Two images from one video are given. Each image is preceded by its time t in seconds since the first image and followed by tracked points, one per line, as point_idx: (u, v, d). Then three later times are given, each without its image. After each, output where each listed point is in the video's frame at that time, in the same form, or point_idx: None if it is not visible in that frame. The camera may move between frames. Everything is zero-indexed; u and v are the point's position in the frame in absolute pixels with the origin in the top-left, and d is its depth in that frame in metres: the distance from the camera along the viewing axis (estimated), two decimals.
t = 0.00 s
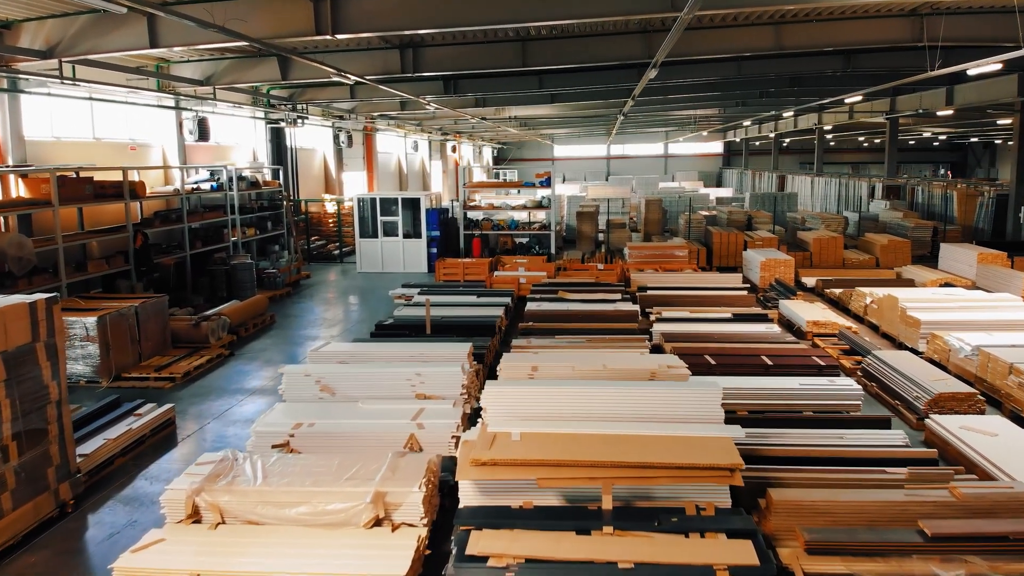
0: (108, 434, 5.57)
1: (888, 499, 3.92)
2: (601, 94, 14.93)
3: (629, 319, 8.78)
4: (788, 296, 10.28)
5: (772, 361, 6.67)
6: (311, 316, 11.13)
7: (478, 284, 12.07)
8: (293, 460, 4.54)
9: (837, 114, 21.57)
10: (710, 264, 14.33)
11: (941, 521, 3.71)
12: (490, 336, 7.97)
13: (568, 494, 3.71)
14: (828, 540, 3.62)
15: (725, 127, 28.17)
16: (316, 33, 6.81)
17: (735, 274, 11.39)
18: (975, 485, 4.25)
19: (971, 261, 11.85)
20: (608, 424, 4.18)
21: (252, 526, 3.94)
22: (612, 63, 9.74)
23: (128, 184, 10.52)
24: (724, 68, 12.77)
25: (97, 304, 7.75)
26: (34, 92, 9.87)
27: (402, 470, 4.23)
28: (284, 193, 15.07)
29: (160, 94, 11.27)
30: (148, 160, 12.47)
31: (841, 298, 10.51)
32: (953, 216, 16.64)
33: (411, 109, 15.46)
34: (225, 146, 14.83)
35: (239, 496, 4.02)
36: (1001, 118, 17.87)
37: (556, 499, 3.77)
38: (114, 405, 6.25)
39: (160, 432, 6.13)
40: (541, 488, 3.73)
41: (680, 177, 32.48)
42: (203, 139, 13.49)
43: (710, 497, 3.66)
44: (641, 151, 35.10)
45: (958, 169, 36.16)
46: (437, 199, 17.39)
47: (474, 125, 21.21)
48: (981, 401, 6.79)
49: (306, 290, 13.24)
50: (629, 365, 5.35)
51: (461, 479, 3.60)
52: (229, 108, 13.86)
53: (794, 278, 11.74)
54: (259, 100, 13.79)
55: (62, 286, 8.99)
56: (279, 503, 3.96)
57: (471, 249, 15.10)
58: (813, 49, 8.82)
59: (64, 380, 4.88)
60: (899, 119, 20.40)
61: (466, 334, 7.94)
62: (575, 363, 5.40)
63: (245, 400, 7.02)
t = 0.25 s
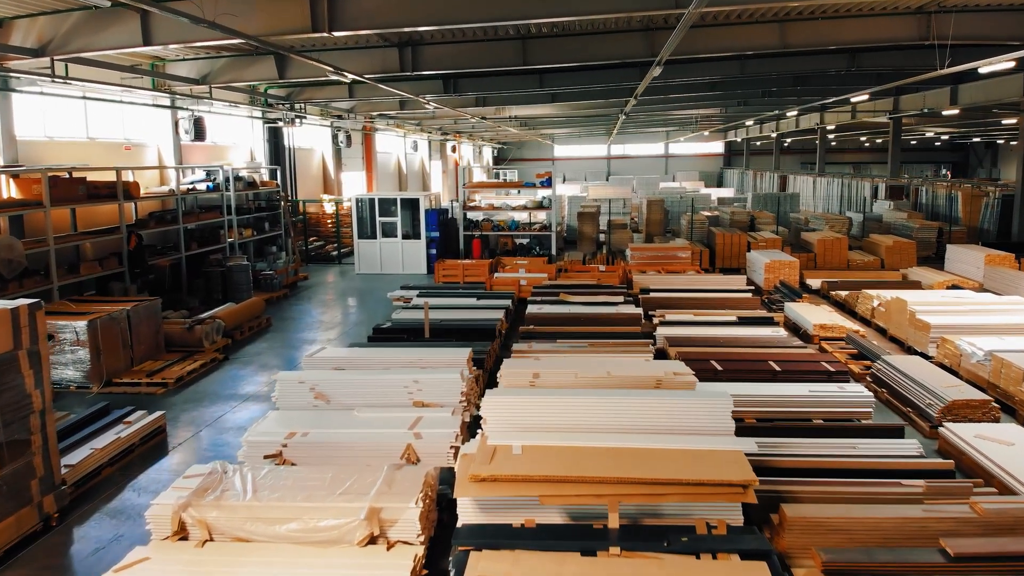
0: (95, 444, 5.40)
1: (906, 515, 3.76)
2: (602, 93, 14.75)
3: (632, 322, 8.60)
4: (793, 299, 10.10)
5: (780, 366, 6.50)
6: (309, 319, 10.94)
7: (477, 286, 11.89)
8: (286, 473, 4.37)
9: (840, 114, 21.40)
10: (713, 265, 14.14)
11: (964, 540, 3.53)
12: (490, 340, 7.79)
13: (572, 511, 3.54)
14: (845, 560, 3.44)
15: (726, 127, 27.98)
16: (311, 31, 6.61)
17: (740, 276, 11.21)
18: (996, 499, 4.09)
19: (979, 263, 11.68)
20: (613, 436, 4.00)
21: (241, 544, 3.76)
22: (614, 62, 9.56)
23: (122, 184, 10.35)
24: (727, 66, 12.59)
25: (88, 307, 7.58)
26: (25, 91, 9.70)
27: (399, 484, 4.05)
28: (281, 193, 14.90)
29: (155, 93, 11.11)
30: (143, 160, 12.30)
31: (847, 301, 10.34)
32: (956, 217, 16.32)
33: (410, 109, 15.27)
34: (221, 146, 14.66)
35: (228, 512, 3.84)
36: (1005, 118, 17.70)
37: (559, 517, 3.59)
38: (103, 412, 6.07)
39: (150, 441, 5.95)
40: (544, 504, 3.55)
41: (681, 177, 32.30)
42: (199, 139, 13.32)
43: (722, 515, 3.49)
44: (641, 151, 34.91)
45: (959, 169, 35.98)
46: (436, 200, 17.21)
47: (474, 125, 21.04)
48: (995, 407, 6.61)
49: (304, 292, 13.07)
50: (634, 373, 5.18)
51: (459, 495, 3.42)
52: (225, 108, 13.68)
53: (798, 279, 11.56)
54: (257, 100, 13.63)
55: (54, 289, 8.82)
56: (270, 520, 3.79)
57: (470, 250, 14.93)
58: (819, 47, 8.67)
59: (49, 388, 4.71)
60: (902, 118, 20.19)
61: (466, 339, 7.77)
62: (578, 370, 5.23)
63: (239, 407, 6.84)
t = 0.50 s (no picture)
0: (80, 456, 5.21)
1: (929, 537, 3.57)
2: (603, 92, 14.53)
3: (636, 326, 8.39)
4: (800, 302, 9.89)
5: (790, 373, 6.29)
6: (305, 322, 10.71)
7: (477, 288, 11.67)
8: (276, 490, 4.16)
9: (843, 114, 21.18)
10: (716, 267, 13.92)
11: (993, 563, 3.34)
12: (491, 345, 7.59)
13: (578, 534, 3.34)
14: None
15: (728, 126, 27.76)
16: (305, 27, 6.41)
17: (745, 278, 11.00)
18: (1023, 518, 3.90)
19: (987, 265, 11.48)
20: (621, 452, 3.79)
21: (228, 567, 3.55)
22: (616, 60, 9.35)
23: (115, 185, 10.15)
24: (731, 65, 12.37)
25: (78, 312, 7.37)
26: (14, 89, 9.48)
27: (394, 502, 3.84)
28: (278, 193, 14.69)
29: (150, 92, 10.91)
30: (138, 160, 12.10)
31: (855, 303, 10.13)
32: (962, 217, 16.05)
33: (409, 108, 15.05)
34: (218, 146, 14.44)
35: (214, 532, 3.64)
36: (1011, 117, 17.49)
37: (564, 540, 3.39)
38: (89, 421, 5.86)
39: (137, 453, 5.73)
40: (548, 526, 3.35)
41: (682, 177, 32.07)
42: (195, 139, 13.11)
43: (738, 538, 3.28)
44: (642, 151, 34.69)
45: (961, 169, 35.75)
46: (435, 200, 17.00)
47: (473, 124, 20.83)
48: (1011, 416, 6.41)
49: (301, 295, 12.86)
50: (640, 382, 4.97)
51: (458, 517, 3.22)
52: (222, 107, 13.46)
53: (804, 282, 11.35)
54: (254, 100, 13.42)
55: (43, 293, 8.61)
56: (258, 541, 3.58)
57: (470, 251, 14.71)
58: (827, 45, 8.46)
59: (28, 399, 4.51)
60: (907, 118, 19.96)
61: (466, 344, 7.56)
62: (582, 379, 5.02)
63: (230, 415, 6.62)
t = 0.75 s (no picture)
0: (66, 466, 5.03)
1: (950, 556, 3.42)
2: (604, 91, 14.35)
3: (640, 330, 8.21)
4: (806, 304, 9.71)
5: (799, 380, 6.11)
6: (303, 324, 10.53)
7: (477, 290, 11.49)
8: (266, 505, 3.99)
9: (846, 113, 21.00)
10: (719, 268, 13.74)
11: None
12: (491, 350, 7.41)
13: (582, 555, 3.17)
14: None
15: (730, 126, 27.56)
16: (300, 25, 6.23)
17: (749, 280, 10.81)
18: None
19: (995, 267, 11.30)
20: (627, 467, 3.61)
21: None
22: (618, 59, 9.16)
23: (108, 186, 9.97)
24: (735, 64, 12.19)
25: (68, 316, 7.19)
26: (6, 88, 9.33)
27: (389, 520, 3.66)
28: (276, 194, 14.51)
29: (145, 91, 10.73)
30: (133, 160, 11.92)
31: (861, 306, 9.95)
32: (967, 218, 15.87)
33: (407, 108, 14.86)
34: (214, 146, 14.26)
35: (200, 552, 3.46)
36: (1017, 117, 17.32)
37: (568, 561, 3.21)
38: (76, 430, 5.69)
39: (126, 462, 5.56)
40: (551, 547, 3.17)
41: (683, 177, 31.89)
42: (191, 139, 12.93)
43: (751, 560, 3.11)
44: (643, 150, 34.50)
45: (963, 169, 35.54)
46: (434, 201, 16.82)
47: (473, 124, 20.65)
48: None
49: (298, 296, 12.68)
50: (646, 390, 4.81)
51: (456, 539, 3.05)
52: (218, 106, 13.28)
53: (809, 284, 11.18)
54: (252, 99, 13.24)
55: (34, 296, 8.42)
56: (246, 562, 3.40)
57: (469, 252, 14.53)
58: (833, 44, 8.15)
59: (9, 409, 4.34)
60: (910, 117, 19.76)
61: (465, 348, 7.38)
62: (585, 387, 4.84)
63: (224, 422, 6.45)
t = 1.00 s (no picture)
0: (50, 478, 4.86)
1: None
2: (606, 90, 14.18)
3: (643, 333, 8.04)
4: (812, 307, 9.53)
5: (808, 386, 5.94)
6: (300, 327, 10.35)
7: (477, 292, 11.31)
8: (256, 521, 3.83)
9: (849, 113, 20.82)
10: (722, 270, 13.57)
11: None
12: (492, 354, 7.24)
13: None
14: None
15: (731, 126, 27.38)
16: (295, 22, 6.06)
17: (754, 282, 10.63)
18: None
19: (1003, 268, 11.14)
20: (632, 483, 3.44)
21: None
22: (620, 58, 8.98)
23: (101, 186, 9.79)
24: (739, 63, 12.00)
25: (57, 319, 7.02)
26: None
27: (383, 538, 3.50)
28: (274, 194, 14.33)
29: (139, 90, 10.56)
30: (127, 160, 11.74)
31: (867, 309, 9.77)
32: (972, 219, 15.71)
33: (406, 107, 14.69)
34: (211, 146, 14.08)
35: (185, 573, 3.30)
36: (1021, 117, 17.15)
37: None
38: (62, 439, 5.51)
39: (113, 473, 5.38)
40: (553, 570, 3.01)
41: (684, 177, 31.71)
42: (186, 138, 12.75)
43: None
44: (643, 150, 34.32)
45: (964, 170, 35.34)
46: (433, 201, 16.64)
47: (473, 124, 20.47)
48: None
49: (296, 298, 12.50)
50: (651, 399, 4.64)
51: (452, 562, 2.90)
52: (214, 105, 13.10)
53: (814, 286, 11.01)
54: (249, 98, 13.06)
55: (24, 299, 8.24)
56: None
57: (469, 253, 14.35)
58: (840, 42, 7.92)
59: None
60: (914, 117, 19.58)
61: (464, 353, 7.20)
62: (588, 396, 4.67)
63: (216, 430, 6.27)
